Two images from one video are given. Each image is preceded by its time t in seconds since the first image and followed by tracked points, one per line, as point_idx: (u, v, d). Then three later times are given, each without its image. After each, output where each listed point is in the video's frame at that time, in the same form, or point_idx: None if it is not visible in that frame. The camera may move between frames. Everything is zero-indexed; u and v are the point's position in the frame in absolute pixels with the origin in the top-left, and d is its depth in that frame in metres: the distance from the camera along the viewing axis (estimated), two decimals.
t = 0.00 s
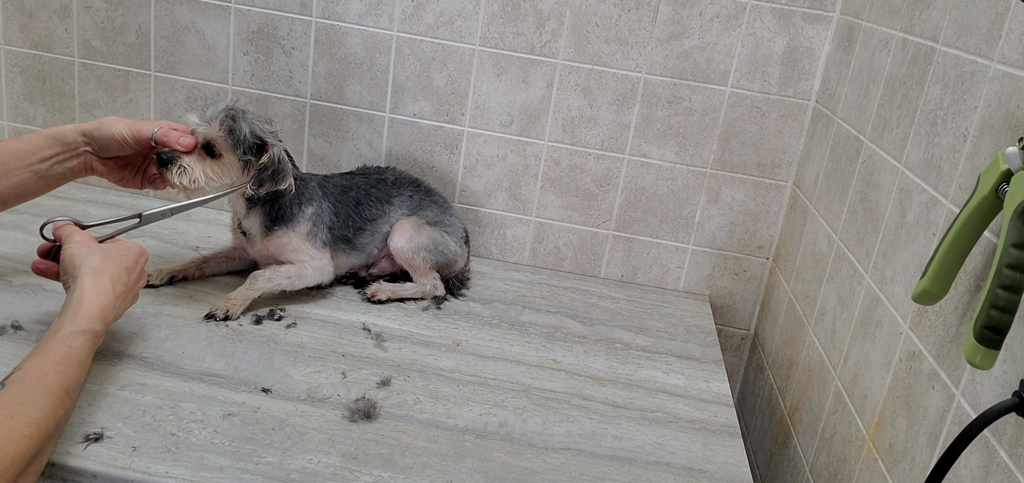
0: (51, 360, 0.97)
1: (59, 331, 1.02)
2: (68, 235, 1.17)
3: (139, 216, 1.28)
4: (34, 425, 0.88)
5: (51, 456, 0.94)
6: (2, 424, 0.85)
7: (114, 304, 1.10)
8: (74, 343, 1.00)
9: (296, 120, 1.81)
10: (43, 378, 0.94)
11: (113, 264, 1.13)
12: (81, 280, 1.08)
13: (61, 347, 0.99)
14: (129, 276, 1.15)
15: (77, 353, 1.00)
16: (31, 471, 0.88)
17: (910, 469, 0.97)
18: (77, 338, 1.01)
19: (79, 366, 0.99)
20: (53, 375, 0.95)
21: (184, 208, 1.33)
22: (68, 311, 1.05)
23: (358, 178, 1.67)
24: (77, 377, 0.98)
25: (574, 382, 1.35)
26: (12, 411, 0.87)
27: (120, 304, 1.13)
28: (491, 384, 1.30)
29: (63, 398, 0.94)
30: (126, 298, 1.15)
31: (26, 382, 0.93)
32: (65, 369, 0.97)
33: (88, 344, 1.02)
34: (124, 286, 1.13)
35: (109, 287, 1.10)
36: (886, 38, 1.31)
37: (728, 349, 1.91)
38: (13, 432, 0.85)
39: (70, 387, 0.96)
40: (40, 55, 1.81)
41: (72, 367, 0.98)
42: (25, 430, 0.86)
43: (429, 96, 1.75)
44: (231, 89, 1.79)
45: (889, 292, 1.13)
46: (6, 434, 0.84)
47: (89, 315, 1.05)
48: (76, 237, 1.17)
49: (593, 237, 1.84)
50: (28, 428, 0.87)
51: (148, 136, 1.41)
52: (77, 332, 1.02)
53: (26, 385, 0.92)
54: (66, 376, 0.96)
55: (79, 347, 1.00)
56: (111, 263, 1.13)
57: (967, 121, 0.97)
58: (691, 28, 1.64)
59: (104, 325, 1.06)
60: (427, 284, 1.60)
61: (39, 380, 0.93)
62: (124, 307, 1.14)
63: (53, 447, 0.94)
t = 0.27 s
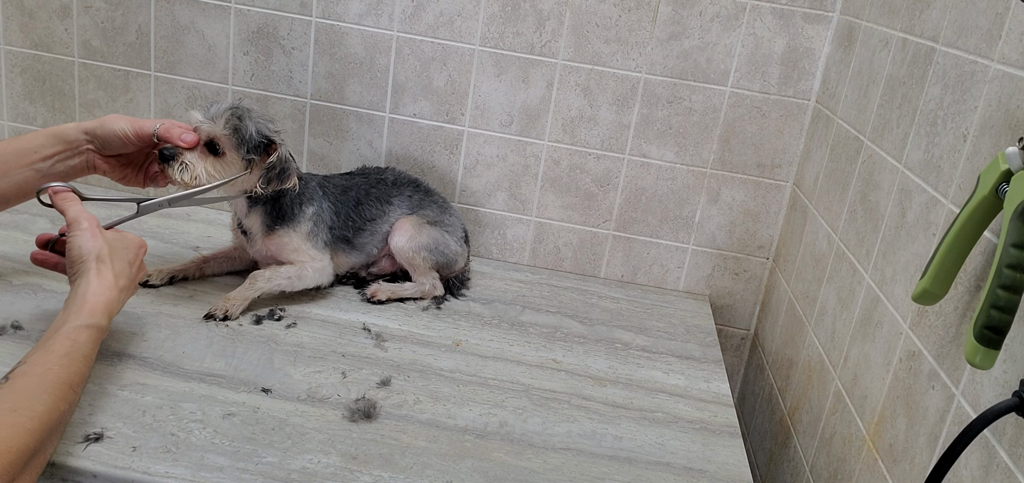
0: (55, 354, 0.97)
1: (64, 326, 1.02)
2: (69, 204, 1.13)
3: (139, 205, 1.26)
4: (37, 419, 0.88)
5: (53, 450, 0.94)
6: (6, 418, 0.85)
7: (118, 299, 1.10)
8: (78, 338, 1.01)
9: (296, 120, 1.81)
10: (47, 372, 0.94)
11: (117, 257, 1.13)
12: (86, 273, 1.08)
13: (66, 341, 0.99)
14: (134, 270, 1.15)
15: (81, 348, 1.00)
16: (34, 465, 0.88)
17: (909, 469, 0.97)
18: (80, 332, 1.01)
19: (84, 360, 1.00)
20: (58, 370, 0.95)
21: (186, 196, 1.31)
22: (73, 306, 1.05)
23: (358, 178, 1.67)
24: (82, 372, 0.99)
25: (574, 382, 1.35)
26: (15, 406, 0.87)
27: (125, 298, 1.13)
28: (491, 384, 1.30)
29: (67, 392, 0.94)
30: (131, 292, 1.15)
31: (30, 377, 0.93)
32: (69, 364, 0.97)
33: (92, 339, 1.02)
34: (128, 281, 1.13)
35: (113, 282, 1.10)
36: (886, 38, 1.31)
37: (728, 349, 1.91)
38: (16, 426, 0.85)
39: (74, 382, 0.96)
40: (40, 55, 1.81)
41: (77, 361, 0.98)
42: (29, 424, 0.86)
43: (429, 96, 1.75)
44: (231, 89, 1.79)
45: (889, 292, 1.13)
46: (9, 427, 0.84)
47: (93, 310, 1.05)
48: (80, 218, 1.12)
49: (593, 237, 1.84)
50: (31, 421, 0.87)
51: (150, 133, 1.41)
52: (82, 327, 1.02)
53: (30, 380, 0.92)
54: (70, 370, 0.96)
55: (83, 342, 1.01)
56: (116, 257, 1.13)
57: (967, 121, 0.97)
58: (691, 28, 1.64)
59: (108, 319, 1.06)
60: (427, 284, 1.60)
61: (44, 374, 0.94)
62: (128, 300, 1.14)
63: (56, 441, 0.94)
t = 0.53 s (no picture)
0: (66, 353, 0.97)
1: (75, 324, 1.02)
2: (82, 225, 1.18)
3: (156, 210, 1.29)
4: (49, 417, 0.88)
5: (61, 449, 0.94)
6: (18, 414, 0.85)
7: (128, 299, 1.10)
8: (91, 336, 1.01)
9: (296, 120, 1.81)
10: (58, 370, 0.94)
11: (128, 258, 1.14)
12: (97, 274, 1.09)
13: (77, 340, 1.00)
14: (144, 271, 1.16)
15: (93, 346, 1.00)
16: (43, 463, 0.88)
17: (910, 469, 0.97)
18: (92, 332, 1.02)
19: (95, 358, 1.00)
20: (69, 367, 0.95)
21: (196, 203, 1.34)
22: (84, 305, 1.06)
23: (358, 180, 1.67)
24: (93, 371, 0.99)
25: (574, 382, 1.35)
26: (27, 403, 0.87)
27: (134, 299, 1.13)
28: (491, 384, 1.30)
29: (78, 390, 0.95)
30: (140, 293, 1.16)
31: (42, 374, 0.93)
32: (81, 362, 0.97)
33: (103, 338, 1.03)
34: (138, 282, 1.14)
35: (124, 282, 1.10)
36: (886, 38, 1.31)
37: (728, 349, 1.91)
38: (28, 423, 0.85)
39: (85, 380, 0.97)
40: (40, 55, 1.81)
41: (88, 360, 0.98)
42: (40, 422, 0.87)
43: (429, 96, 1.75)
44: (231, 89, 1.79)
45: (889, 292, 1.13)
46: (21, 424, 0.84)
47: (104, 310, 1.05)
48: (92, 228, 1.17)
49: (593, 237, 1.84)
50: (42, 419, 0.87)
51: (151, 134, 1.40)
52: (93, 326, 1.02)
53: (41, 377, 0.93)
54: (81, 369, 0.97)
55: (94, 341, 1.01)
56: (127, 258, 1.14)
57: (967, 121, 0.97)
58: (691, 28, 1.64)
59: (117, 320, 1.07)
60: (428, 284, 1.60)
61: (55, 372, 0.94)
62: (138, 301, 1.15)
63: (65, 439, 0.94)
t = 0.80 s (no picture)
0: (66, 354, 0.97)
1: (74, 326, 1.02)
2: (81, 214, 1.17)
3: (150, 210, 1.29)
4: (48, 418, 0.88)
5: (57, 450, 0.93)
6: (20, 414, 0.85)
7: (125, 302, 1.11)
8: (90, 338, 1.01)
9: (296, 120, 1.81)
10: (58, 371, 0.94)
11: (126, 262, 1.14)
12: (98, 275, 1.09)
13: (76, 341, 0.99)
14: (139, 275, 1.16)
15: (92, 348, 1.00)
16: (40, 464, 0.88)
17: (910, 469, 0.97)
18: (93, 334, 1.02)
19: (93, 361, 1.00)
20: (69, 369, 0.95)
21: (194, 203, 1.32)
22: (82, 308, 1.06)
23: (358, 179, 1.67)
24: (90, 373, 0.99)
25: (574, 382, 1.35)
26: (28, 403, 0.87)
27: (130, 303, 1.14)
28: (491, 384, 1.30)
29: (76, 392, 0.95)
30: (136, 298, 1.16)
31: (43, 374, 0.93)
32: (80, 364, 0.97)
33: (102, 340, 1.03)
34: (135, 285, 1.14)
35: (122, 285, 1.11)
36: (886, 38, 1.31)
37: (728, 349, 1.91)
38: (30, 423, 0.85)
39: (84, 383, 0.97)
40: (40, 55, 1.81)
41: (87, 362, 0.99)
42: (41, 422, 0.87)
43: (429, 96, 1.75)
44: (231, 89, 1.79)
45: (889, 292, 1.13)
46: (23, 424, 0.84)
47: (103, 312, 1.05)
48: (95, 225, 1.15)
49: (593, 237, 1.84)
50: (42, 420, 0.87)
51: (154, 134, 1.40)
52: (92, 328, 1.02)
53: (41, 378, 0.92)
54: (81, 370, 0.97)
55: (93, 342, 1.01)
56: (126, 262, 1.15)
57: (967, 121, 0.97)
58: (691, 28, 1.64)
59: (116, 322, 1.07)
60: (428, 284, 1.60)
61: (55, 373, 0.94)
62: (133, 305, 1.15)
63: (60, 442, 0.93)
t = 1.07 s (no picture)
0: (63, 360, 0.98)
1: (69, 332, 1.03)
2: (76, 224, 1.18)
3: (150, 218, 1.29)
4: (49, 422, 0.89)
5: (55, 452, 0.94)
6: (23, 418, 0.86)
7: (120, 307, 1.12)
8: (85, 344, 1.02)
9: (296, 120, 1.81)
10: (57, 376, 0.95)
11: (123, 267, 1.15)
12: (92, 281, 1.10)
13: (71, 347, 1.00)
14: (137, 280, 1.17)
15: (87, 354, 1.01)
16: (40, 466, 0.88)
17: (910, 469, 0.97)
18: (87, 339, 1.03)
19: (89, 366, 1.01)
20: (66, 374, 0.96)
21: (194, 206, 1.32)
22: (77, 313, 1.06)
23: (358, 178, 1.67)
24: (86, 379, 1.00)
25: (574, 382, 1.35)
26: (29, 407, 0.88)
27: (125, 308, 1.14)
28: (491, 384, 1.30)
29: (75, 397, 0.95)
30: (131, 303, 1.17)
31: (42, 379, 0.94)
32: (77, 370, 0.98)
33: (97, 346, 1.04)
34: (131, 290, 1.15)
35: (117, 291, 1.12)
36: (886, 38, 1.31)
37: (728, 349, 1.91)
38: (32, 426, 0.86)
39: (81, 388, 0.98)
40: (40, 55, 1.81)
41: (83, 368, 0.99)
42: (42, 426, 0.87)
43: (429, 96, 1.75)
44: (231, 89, 1.79)
45: (889, 292, 1.13)
46: (26, 427, 0.85)
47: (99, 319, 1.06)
48: (88, 231, 1.16)
49: (593, 237, 1.84)
50: (44, 424, 0.88)
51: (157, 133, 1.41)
52: (87, 334, 1.03)
53: (39, 383, 0.93)
54: (78, 376, 0.98)
55: (88, 349, 1.02)
56: (123, 267, 1.15)
57: (967, 121, 0.97)
58: (691, 28, 1.64)
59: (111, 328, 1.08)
60: (427, 283, 1.60)
61: (53, 378, 0.95)
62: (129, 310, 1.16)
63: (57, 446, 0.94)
